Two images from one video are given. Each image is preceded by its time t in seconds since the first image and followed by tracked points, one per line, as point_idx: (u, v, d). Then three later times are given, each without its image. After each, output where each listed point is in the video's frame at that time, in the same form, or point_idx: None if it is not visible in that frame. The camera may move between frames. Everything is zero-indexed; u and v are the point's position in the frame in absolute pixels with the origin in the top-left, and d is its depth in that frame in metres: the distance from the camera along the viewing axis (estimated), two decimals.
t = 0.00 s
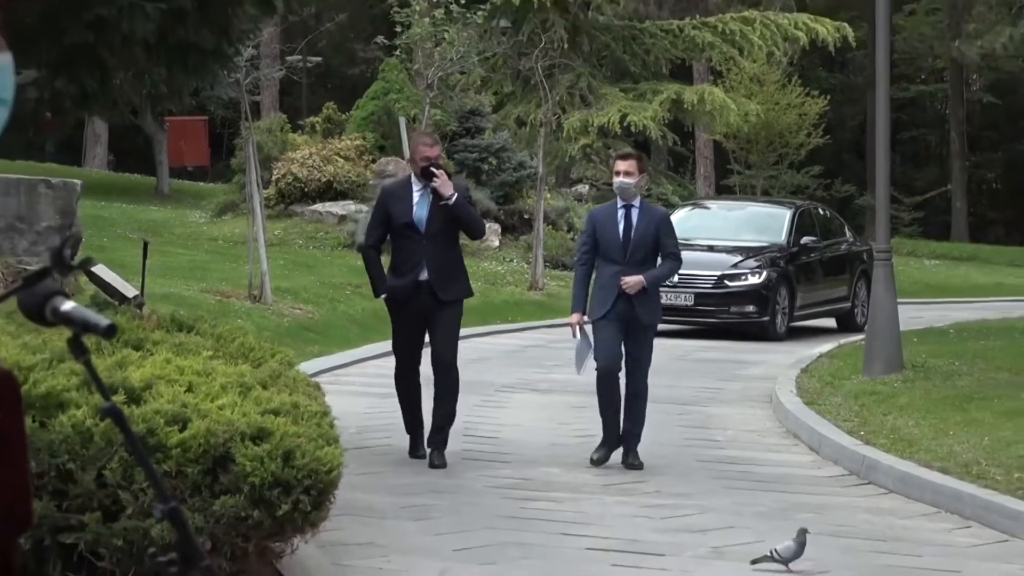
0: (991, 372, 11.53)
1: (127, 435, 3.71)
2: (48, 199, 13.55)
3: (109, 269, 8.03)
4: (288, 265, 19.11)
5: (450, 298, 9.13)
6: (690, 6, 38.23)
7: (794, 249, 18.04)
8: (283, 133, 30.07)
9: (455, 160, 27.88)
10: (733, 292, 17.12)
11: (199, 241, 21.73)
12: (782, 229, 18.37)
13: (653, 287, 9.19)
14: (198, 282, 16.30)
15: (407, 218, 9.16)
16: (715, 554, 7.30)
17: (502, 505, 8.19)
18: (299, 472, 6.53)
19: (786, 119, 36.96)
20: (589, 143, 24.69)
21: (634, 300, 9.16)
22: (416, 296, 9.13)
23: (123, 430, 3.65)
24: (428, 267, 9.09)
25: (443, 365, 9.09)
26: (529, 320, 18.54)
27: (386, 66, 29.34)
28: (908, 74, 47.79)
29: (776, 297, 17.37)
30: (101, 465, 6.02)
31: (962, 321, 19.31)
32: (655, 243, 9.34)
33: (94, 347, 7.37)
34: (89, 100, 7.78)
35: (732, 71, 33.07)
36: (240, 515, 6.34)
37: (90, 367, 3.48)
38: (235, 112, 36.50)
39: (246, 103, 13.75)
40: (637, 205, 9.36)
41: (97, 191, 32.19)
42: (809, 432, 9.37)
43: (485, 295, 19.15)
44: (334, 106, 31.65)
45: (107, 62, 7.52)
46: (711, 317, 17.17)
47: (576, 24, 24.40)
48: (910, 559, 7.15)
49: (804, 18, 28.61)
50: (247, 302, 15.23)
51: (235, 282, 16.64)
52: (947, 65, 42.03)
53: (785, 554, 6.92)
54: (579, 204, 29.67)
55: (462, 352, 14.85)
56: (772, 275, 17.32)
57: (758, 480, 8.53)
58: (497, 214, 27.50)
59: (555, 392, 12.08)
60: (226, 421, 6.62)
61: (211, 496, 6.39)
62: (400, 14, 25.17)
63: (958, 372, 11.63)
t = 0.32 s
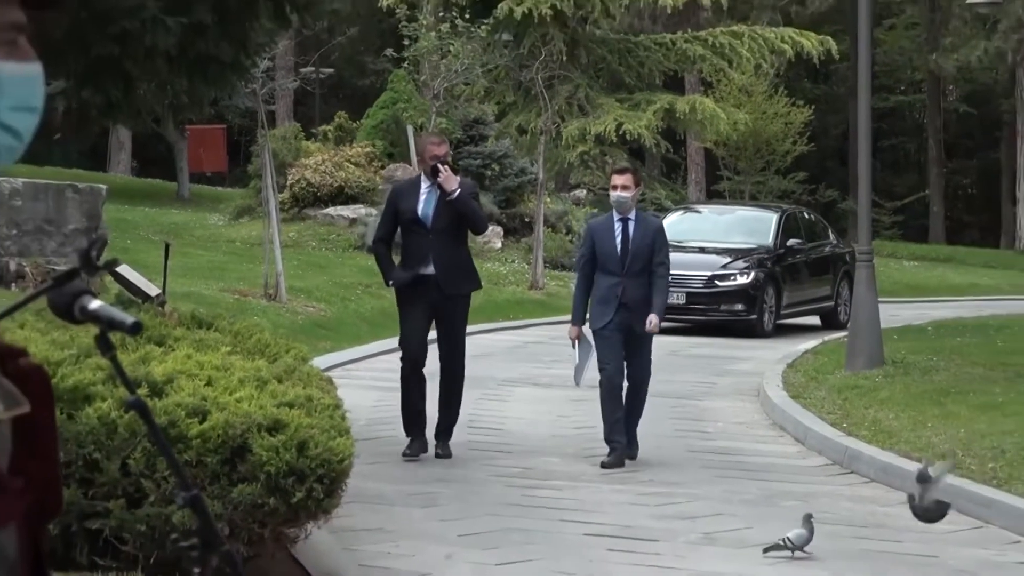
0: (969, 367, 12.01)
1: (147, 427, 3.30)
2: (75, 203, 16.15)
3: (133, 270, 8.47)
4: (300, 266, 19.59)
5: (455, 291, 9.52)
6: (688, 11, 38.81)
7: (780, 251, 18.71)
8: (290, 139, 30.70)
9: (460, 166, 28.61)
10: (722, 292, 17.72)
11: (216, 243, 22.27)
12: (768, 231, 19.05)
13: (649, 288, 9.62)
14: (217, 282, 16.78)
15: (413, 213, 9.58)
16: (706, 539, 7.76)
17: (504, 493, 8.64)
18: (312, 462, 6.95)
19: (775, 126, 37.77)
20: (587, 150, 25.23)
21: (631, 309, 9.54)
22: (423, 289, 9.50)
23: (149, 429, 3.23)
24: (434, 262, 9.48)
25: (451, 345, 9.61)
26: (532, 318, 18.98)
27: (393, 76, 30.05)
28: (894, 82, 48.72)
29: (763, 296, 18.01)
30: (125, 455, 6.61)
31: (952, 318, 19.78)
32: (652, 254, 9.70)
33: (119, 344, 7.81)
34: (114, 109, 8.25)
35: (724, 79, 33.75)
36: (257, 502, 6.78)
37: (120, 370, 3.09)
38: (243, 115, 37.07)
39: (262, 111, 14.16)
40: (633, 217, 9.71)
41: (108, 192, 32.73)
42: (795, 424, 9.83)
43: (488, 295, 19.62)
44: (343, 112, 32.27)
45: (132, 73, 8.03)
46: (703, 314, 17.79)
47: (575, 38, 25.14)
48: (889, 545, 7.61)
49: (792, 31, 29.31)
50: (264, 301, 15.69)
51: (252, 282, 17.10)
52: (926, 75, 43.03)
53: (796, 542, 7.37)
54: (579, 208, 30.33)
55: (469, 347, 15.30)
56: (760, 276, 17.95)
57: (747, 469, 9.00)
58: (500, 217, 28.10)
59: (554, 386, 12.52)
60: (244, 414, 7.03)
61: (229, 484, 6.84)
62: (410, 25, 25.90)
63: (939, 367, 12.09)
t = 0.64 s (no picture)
0: (947, 365, 12.52)
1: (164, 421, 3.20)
2: (99, 209, 17.31)
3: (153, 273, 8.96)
4: (311, 268, 20.11)
5: (458, 303, 9.89)
6: (682, 25, 39.66)
7: (768, 255, 19.43)
8: (301, 150, 31.51)
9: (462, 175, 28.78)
10: (713, 294, 18.38)
11: (232, 247, 22.86)
12: (757, 238, 19.72)
13: (648, 292, 9.96)
14: (233, 285, 17.27)
15: (416, 225, 9.96)
16: (697, 529, 8.25)
17: (507, 485, 9.12)
18: (324, 455, 7.37)
19: (763, 138, 38.70)
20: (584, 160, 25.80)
21: (632, 308, 9.90)
22: (426, 300, 9.87)
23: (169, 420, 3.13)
24: (438, 274, 9.84)
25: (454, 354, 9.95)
26: (535, 319, 19.46)
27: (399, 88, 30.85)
28: (875, 96, 49.78)
29: (752, 298, 18.67)
30: (146, 448, 7.16)
31: (935, 319, 20.32)
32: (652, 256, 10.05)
33: (141, 343, 8.27)
34: (136, 120, 8.73)
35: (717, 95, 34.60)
36: (271, 493, 7.23)
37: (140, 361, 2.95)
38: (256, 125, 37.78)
39: (279, 123, 14.67)
40: (635, 220, 10.07)
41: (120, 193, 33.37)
42: (781, 420, 10.35)
43: (490, 297, 20.10)
44: (354, 124, 33.22)
45: (154, 86, 8.52)
46: (694, 316, 18.48)
47: (575, 56, 26.08)
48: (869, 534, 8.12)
49: (778, 49, 30.20)
50: (277, 303, 16.16)
51: (266, 284, 17.59)
52: (907, 91, 44.07)
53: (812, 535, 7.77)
54: (578, 214, 31.13)
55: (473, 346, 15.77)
56: (749, 278, 18.64)
57: (736, 462, 9.50)
58: (502, 223, 28.78)
59: (553, 383, 13.00)
60: (259, 409, 7.46)
61: (245, 476, 7.31)
62: (418, 42, 26.75)
63: (918, 365, 12.57)
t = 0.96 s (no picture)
0: (926, 359, 13.09)
1: (185, 414, 3.34)
2: (121, 213, 17.84)
3: (172, 272, 9.45)
4: (320, 268, 20.63)
5: (468, 301, 10.16)
6: (675, 34, 40.39)
7: (755, 256, 20.27)
8: (311, 156, 32.13)
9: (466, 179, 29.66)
10: (702, 293, 19.22)
11: (246, 249, 23.40)
12: (744, 240, 20.57)
13: (657, 295, 10.31)
14: (248, 284, 17.77)
15: (430, 229, 10.22)
16: (689, 515, 8.76)
17: (508, 474, 9.62)
18: (335, 446, 7.84)
19: (751, 145, 39.48)
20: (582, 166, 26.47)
21: (643, 311, 10.24)
22: (436, 299, 10.12)
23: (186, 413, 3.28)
24: (448, 274, 10.12)
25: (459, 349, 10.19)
26: (537, 316, 19.95)
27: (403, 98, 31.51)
28: (858, 104, 50.70)
29: (740, 296, 19.53)
30: (166, 439, 7.65)
31: (920, 316, 20.89)
32: (660, 260, 10.42)
33: (162, 338, 8.75)
34: (156, 128, 9.23)
35: (707, 102, 35.36)
36: (285, 482, 7.69)
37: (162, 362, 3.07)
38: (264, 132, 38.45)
39: (290, 130, 15.15)
40: (643, 225, 10.45)
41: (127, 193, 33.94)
42: (767, 411, 10.93)
43: (492, 295, 20.61)
44: (360, 131, 34.05)
45: (173, 96, 9.03)
46: (684, 313, 19.33)
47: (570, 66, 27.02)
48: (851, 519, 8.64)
49: (765, 59, 30.79)
50: (290, 301, 16.66)
51: (280, 283, 18.09)
52: (886, 99, 45.03)
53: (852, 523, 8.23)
54: (573, 217, 31.86)
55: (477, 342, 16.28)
56: (736, 278, 19.49)
57: (725, 451, 10.07)
58: (501, 226, 29.32)
59: (551, 377, 13.49)
60: (273, 402, 7.91)
61: (260, 465, 7.77)
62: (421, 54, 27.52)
63: (899, 360, 13.06)
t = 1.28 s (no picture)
0: (901, 356, 13.72)
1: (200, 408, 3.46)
2: (137, 217, 18.28)
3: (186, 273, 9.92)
4: (327, 268, 21.17)
5: (475, 302, 10.52)
6: (664, 46, 41.41)
7: (740, 257, 20.85)
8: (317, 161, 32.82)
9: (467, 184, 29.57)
10: (689, 292, 19.80)
11: (257, 251, 23.95)
12: (729, 242, 21.15)
13: (653, 297, 10.67)
14: (258, 284, 18.28)
15: (439, 232, 10.53)
16: (678, 504, 9.29)
17: (505, 466, 10.15)
18: (340, 438, 8.29)
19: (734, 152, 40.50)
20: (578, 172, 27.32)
21: (640, 316, 10.58)
22: (445, 300, 10.46)
23: (200, 407, 3.40)
24: (456, 273, 10.47)
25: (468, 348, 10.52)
26: (535, 315, 20.47)
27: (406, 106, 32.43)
28: (838, 113, 51.75)
29: (725, 296, 20.11)
30: (180, 432, 8.13)
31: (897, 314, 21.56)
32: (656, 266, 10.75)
33: (176, 336, 9.21)
34: (171, 136, 9.72)
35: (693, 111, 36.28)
36: (293, 472, 8.16)
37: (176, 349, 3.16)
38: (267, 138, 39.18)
39: (298, 137, 15.67)
40: (639, 232, 10.76)
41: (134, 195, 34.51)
42: (751, 406, 11.57)
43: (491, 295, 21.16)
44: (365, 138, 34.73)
45: (186, 106, 9.53)
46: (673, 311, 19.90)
47: (565, 76, 31.03)
48: (831, 508, 9.18)
49: (749, 71, 34.33)
50: (298, 300, 17.17)
51: (288, 283, 18.60)
52: (864, 108, 46.16)
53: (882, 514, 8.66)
54: (567, 219, 32.58)
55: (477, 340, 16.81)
56: (722, 278, 20.07)
57: (711, 443, 10.69)
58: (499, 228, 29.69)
59: (547, 372, 13.99)
60: (282, 396, 8.35)
61: (270, 456, 8.23)
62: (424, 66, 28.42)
63: (877, 358, 13.64)
